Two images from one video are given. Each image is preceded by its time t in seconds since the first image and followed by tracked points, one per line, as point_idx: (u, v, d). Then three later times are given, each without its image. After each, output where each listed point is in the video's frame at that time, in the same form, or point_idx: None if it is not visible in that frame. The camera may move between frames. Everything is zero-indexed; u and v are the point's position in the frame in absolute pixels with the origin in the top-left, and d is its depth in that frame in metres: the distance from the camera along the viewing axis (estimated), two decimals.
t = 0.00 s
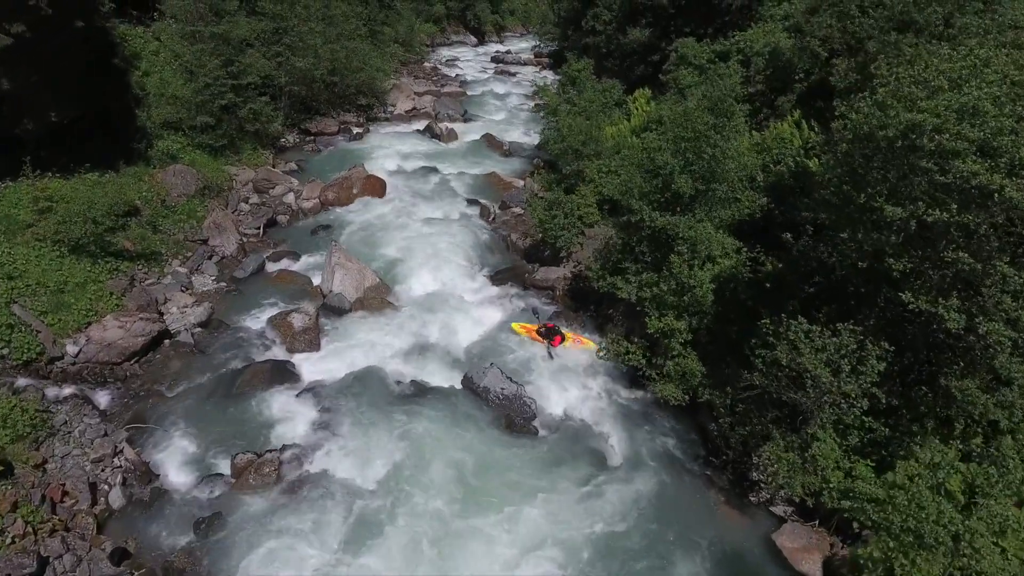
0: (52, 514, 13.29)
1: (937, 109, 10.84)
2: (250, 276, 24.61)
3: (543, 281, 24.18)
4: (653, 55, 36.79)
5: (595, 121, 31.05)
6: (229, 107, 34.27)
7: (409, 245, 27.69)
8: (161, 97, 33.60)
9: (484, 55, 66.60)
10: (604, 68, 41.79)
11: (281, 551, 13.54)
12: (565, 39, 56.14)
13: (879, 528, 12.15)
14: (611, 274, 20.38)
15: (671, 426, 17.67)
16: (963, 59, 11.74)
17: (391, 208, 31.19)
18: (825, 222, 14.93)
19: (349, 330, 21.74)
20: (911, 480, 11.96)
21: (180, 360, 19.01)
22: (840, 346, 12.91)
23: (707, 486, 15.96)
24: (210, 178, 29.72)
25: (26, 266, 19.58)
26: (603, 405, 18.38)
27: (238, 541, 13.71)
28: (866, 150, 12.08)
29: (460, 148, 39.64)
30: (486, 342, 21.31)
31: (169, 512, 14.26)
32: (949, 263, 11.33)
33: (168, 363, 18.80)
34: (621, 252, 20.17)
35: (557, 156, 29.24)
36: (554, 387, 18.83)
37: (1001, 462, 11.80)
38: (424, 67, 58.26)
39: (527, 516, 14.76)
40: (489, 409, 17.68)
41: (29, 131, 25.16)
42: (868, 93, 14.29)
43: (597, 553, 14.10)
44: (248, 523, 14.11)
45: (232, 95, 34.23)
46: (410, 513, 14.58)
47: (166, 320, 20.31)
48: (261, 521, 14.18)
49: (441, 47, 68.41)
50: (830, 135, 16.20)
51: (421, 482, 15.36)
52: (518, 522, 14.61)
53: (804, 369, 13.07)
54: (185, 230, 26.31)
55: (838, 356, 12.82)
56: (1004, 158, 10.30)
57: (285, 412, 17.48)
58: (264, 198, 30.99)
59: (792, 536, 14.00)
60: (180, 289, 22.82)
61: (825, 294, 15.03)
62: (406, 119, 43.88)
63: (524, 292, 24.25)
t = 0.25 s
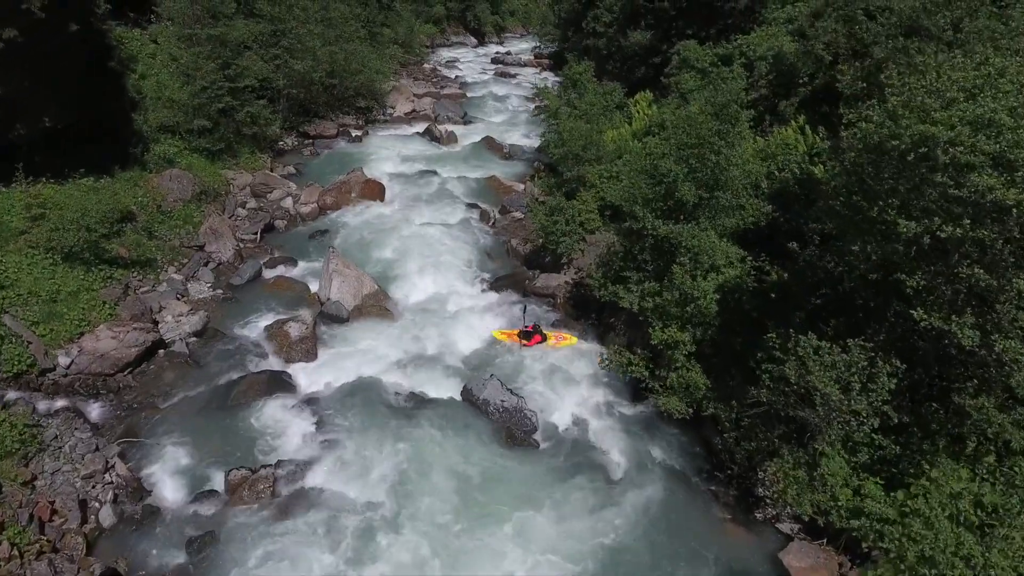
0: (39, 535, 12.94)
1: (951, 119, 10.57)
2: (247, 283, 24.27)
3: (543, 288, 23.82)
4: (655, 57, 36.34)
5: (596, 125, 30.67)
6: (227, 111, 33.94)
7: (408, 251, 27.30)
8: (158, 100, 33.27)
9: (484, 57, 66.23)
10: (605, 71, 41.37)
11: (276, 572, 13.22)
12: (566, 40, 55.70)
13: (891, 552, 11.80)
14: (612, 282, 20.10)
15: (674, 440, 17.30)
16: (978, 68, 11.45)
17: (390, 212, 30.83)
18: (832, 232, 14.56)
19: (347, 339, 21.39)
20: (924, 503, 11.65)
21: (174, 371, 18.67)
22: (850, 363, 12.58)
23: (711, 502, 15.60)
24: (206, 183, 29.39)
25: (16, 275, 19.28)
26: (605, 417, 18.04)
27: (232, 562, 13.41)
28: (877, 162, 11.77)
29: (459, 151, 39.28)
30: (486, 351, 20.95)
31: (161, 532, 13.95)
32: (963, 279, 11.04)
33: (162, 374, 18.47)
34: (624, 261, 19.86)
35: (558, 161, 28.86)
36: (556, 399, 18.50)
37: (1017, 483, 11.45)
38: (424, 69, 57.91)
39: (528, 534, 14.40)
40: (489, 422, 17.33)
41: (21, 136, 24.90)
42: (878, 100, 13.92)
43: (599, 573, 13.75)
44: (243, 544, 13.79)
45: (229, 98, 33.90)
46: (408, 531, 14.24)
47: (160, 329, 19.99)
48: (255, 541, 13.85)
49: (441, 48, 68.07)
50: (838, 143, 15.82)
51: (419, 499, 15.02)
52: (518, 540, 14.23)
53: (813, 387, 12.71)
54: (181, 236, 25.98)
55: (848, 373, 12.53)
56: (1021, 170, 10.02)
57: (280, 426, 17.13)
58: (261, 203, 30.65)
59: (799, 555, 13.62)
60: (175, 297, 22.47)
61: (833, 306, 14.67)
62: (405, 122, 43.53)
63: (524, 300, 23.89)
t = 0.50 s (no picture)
0: (27, 557, 12.63)
1: (965, 133, 10.37)
2: (243, 290, 23.95)
3: (544, 296, 23.47)
4: (657, 60, 36.01)
5: (597, 129, 30.35)
6: (224, 114, 33.62)
7: (407, 257, 26.98)
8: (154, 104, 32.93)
9: (483, 58, 65.90)
10: (606, 73, 41.05)
11: None
12: (566, 42, 55.37)
13: None
14: (614, 291, 19.78)
15: (677, 453, 16.95)
16: (991, 79, 11.33)
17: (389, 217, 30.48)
18: (839, 243, 14.23)
19: (344, 348, 21.07)
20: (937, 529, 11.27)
21: (168, 383, 18.37)
22: (860, 381, 12.22)
23: (716, 518, 15.27)
24: (203, 188, 29.07)
25: (8, 284, 18.97)
26: (607, 430, 17.73)
27: None
28: (887, 174, 11.53)
29: (459, 154, 38.97)
30: (486, 361, 20.64)
31: (153, 553, 13.64)
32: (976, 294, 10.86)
33: (156, 386, 18.16)
34: (626, 269, 19.54)
35: (559, 165, 28.50)
36: (557, 412, 18.20)
37: None
38: (423, 70, 57.58)
39: (528, 556, 14.02)
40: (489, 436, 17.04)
41: (14, 140, 24.58)
42: (887, 109, 13.60)
43: None
44: (238, 564, 13.48)
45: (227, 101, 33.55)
46: (407, 551, 13.93)
47: (154, 339, 19.67)
48: (250, 562, 13.53)
49: (440, 49, 67.76)
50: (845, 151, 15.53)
51: (419, 516, 14.72)
52: (517, 562, 13.88)
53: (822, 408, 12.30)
54: (177, 242, 25.66)
55: (858, 391, 12.14)
56: None
57: (276, 439, 16.81)
58: (259, 208, 30.34)
59: None
60: (170, 305, 22.17)
61: (841, 320, 14.37)
62: (404, 124, 43.22)
63: (524, 308, 23.57)
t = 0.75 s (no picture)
0: None
1: (982, 150, 10.10)
2: (240, 299, 23.60)
3: (544, 303, 23.14)
4: (658, 64, 35.73)
5: (598, 134, 30.02)
6: (222, 118, 33.30)
7: (405, 264, 26.63)
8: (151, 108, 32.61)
9: (483, 59, 65.60)
10: (607, 76, 40.77)
11: None
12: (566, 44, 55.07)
13: None
14: (616, 301, 19.44)
15: (680, 469, 16.63)
16: (1006, 93, 11.07)
17: (387, 222, 30.15)
18: (847, 256, 13.88)
19: (341, 358, 20.72)
20: (950, 556, 10.95)
21: (162, 396, 18.02)
22: (870, 402, 11.88)
23: (720, 537, 14.94)
24: (200, 194, 28.72)
25: None
26: (609, 444, 17.39)
27: None
28: (897, 191, 11.25)
29: (459, 158, 38.63)
30: (485, 371, 20.29)
31: None
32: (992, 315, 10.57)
33: (149, 399, 17.83)
34: (628, 279, 19.19)
35: (559, 170, 28.16)
36: (558, 425, 17.86)
37: None
38: (423, 72, 57.26)
39: None
40: (489, 452, 16.73)
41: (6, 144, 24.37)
42: (896, 119, 13.27)
43: None
44: None
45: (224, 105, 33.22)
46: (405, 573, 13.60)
47: (148, 350, 19.32)
48: None
49: (440, 51, 67.45)
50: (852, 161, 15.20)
51: (417, 538, 14.41)
52: None
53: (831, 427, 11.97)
54: (172, 249, 25.29)
55: (869, 414, 11.82)
56: None
57: (271, 454, 16.47)
58: (256, 213, 30.00)
59: None
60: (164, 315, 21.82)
61: (848, 335, 14.03)
62: (404, 127, 42.88)
63: (524, 317, 23.24)
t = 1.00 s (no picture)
0: None
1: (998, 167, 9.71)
2: (237, 307, 23.27)
3: (545, 312, 22.80)
4: (659, 66, 35.36)
5: (599, 138, 29.66)
6: (219, 123, 32.97)
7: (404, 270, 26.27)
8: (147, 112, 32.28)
9: (484, 60, 65.29)
10: (608, 78, 40.42)
11: None
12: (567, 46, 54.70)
13: None
14: (618, 311, 19.11)
15: (684, 485, 16.33)
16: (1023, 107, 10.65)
17: (386, 228, 29.82)
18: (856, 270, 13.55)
19: (339, 368, 20.39)
20: None
21: (156, 410, 17.73)
22: (881, 425, 11.61)
23: (726, 556, 14.64)
24: (197, 200, 28.39)
25: None
26: (612, 459, 17.07)
27: None
28: (908, 209, 10.94)
29: (459, 162, 38.29)
30: (485, 383, 19.97)
31: None
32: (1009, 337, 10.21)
33: (143, 413, 17.53)
34: (631, 289, 18.86)
35: (560, 175, 27.81)
36: (560, 440, 17.55)
37: None
38: (423, 73, 56.93)
39: None
40: (490, 468, 16.43)
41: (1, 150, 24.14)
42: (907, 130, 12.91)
43: None
44: None
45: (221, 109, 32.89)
46: None
47: (143, 362, 19.02)
48: None
49: (440, 52, 67.16)
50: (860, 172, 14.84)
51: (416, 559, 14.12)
52: None
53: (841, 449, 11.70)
54: (168, 257, 25.00)
55: (879, 438, 11.50)
56: None
57: (268, 469, 16.15)
58: (254, 219, 29.69)
59: None
60: (160, 325, 21.52)
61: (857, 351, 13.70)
62: (403, 130, 42.54)
63: (524, 326, 22.90)
